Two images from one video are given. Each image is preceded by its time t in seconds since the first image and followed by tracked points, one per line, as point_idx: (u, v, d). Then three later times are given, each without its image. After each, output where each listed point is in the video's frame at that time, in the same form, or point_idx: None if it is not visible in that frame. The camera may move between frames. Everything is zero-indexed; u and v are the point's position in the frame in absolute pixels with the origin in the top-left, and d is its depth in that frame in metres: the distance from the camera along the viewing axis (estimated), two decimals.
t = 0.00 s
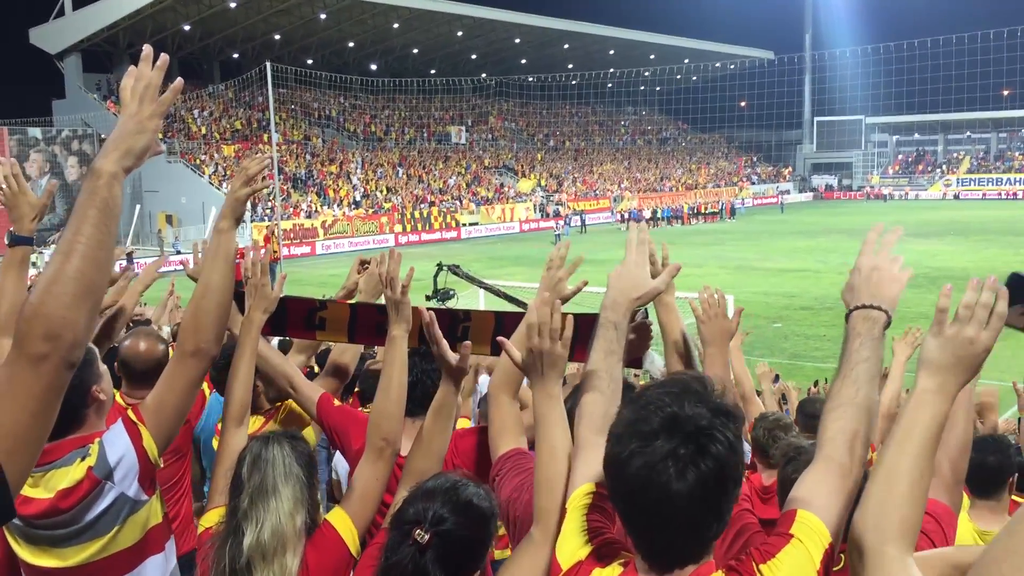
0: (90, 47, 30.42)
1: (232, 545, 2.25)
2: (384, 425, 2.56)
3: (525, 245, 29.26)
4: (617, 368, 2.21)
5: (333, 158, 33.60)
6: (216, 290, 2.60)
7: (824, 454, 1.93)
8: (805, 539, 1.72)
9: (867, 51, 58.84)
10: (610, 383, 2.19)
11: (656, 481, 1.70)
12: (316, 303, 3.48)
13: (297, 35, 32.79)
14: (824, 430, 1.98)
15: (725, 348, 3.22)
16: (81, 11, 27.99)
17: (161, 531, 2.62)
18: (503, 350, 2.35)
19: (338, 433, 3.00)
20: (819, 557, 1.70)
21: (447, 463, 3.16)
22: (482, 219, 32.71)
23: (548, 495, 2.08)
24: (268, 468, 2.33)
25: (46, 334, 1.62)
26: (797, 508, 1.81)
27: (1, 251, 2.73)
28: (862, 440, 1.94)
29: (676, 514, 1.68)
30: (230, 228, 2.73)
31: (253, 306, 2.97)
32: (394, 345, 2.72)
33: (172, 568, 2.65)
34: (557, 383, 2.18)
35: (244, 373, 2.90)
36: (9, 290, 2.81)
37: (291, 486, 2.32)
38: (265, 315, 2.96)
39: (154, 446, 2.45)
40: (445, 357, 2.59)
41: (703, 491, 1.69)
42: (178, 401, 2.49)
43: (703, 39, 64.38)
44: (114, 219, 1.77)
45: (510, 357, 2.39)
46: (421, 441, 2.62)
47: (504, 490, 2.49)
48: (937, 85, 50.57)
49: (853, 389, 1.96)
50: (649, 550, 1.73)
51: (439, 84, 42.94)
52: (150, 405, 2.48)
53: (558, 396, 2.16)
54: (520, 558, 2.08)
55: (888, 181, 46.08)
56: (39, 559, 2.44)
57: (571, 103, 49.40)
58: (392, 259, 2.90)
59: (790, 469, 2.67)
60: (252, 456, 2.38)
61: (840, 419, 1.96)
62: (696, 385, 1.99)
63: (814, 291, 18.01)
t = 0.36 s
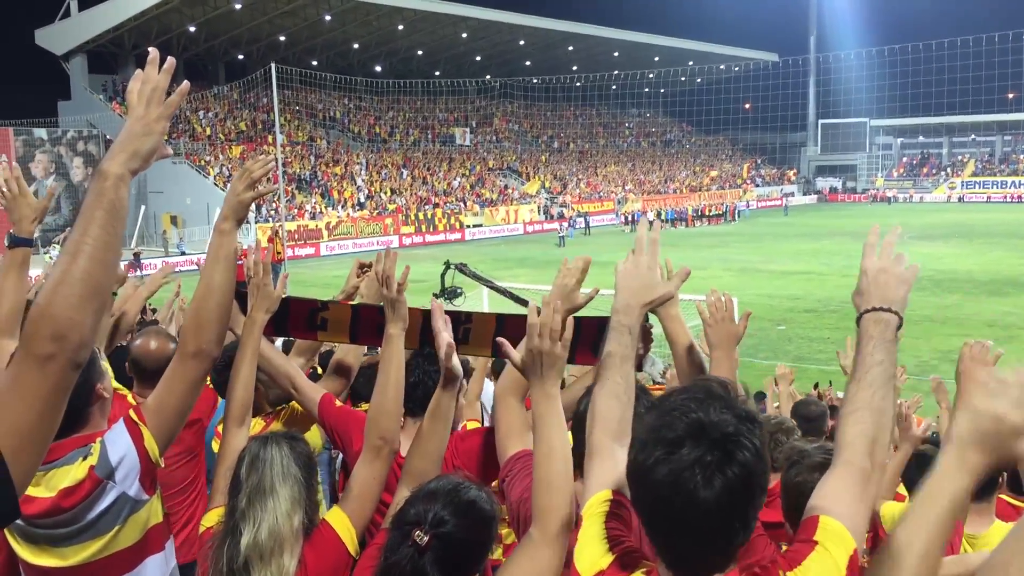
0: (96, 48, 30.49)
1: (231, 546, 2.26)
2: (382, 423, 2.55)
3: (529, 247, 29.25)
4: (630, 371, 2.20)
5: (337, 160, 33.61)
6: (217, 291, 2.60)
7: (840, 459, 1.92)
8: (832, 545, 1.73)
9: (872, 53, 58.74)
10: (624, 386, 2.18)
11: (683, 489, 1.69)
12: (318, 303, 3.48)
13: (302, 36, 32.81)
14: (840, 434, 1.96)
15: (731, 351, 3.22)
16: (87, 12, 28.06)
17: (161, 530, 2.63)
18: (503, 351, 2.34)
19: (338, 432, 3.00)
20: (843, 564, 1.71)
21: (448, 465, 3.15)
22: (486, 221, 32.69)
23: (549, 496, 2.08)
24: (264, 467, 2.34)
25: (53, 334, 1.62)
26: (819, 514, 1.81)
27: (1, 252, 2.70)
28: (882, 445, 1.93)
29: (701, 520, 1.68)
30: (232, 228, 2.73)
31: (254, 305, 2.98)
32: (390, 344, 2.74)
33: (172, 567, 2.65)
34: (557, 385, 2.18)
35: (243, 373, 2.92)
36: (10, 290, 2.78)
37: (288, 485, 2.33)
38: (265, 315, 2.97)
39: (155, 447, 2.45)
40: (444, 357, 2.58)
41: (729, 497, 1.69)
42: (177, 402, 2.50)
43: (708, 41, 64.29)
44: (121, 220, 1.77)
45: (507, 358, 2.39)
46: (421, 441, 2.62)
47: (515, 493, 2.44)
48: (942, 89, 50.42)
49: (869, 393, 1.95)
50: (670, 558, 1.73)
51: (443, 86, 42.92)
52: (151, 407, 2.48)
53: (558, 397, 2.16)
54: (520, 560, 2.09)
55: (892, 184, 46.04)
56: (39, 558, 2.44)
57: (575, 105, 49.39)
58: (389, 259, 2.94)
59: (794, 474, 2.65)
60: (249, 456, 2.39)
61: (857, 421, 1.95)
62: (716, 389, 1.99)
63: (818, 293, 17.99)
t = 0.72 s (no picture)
0: (98, 54, 30.59)
1: (207, 553, 2.25)
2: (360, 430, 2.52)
3: (532, 252, 29.24)
4: (650, 378, 2.16)
5: (339, 166, 33.67)
6: (215, 297, 2.59)
7: (863, 467, 1.89)
8: (860, 552, 1.72)
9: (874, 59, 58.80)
10: (642, 395, 2.13)
11: (718, 504, 1.66)
12: (316, 309, 3.45)
13: (303, 42, 32.90)
14: (863, 443, 1.93)
15: (734, 357, 3.17)
16: (89, 19, 28.17)
17: (159, 534, 2.61)
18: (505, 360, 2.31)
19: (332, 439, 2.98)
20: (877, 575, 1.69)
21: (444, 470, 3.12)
22: (488, 226, 32.72)
23: (549, 504, 2.06)
24: (243, 473, 2.32)
25: (55, 341, 1.60)
26: (847, 523, 1.79)
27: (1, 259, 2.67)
28: (905, 454, 1.90)
29: (733, 533, 1.66)
30: (230, 233, 2.71)
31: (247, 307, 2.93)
32: (370, 349, 2.70)
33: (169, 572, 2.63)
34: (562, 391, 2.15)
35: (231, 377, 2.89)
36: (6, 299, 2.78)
37: (265, 492, 2.30)
38: (256, 318, 2.92)
39: (157, 450, 2.42)
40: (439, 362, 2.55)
41: (762, 513, 1.67)
42: (176, 408, 2.47)
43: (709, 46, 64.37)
44: (124, 228, 1.74)
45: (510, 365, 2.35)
46: (418, 446, 2.60)
47: (510, 502, 2.42)
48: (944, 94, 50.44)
49: (887, 402, 1.92)
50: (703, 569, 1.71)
51: (444, 91, 42.96)
52: (152, 410, 2.45)
53: (559, 403, 2.14)
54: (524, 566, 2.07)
55: (894, 190, 46.02)
56: (38, 563, 2.41)
57: (577, 110, 49.44)
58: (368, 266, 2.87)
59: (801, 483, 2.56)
60: (229, 462, 2.37)
61: (880, 430, 1.91)
62: (740, 397, 1.95)
63: (821, 298, 17.96)
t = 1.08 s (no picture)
0: (96, 50, 30.50)
1: (174, 534, 2.24)
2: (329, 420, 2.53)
3: (529, 250, 29.21)
4: (643, 374, 2.17)
5: (337, 163, 33.59)
6: (212, 294, 2.64)
7: (852, 462, 1.90)
8: (843, 548, 1.73)
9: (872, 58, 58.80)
10: (637, 390, 2.15)
11: (703, 499, 1.68)
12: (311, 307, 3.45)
13: (301, 39, 32.83)
14: (853, 437, 1.94)
15: (730, 355, 3.19)
16: (86, 14, 28.10)
17: (153, 531, 2.60)
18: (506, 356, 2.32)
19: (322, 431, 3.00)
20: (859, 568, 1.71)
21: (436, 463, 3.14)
22: (486, 224, 32.68)
23: (551, 500, 2.06)
24: (214, 459, 2.33)
25: (54, 337, 1.60)
26: (833, 518, 1.80)
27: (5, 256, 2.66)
28: (893, 450, 1.92)
29: (720, 528, 1.67)
30: (224, 231, 2.76)
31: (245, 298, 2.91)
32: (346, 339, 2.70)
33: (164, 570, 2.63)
34: (562, 385, 2.16)
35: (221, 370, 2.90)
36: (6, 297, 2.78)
37: (233, 479, 2.31)
38: (253, 310, 2.91)
39: (154, 446, 2.43)
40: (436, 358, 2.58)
41: (748, 507, 1.68)
42: (174, 402, 2.49)
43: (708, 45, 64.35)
44: (123, 223, 1.75)
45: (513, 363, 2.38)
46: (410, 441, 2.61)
47: (502, 494, 2.43)
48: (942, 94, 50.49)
49: (879, 397, 1.94)
50: (685, 561, 1.72)
51: (443, 89, 42.85)
52: (150, 405, 2.46)
53: (562, 399, 2.14)
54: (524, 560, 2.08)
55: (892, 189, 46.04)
56: (34, 559, 2.41)
57: (575, 108, 49.40)
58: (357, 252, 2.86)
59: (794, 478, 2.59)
60: (202, 449, 2.38)
61: (868, 426, 1.93)
62: (724, 393, 1.96)
63: (818, 297, 17.98)
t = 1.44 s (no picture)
0: (92, 45, 30.47)
1: (197, 538, 2.27)
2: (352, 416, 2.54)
3: (526, 246, 29.22)
4: (618, 370, 2.20)
5: (334, 158, 33.56)
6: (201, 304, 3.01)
7: (824, 454, 1.93)
8: (809, 541, 1.74)
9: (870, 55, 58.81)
10: (611, 380, 2.19)
11: (664, 493, 1.69)
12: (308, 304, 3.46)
13: (298, 35, 32.80)
14: (825, 429, 1.97)
15: (724, 349, 3.20)
16: (81, 9, 28.07)
17: (135, 531, 2.62)
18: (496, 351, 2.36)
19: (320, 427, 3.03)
20: (822, 562, 1.72)
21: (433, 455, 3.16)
22: (482, 220, 32.69)
23: (545, 491, 2.10)
24: (232, 460, 2.36)
25: (47, 328, 1.61)
26: (799, 509, 1.82)
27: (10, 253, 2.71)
28: (865, 441, 1.93)
29: (681, 522, 1.69)
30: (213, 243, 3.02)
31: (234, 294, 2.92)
32: (362, 334, 2.70)
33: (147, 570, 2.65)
34: (554, 381, 2.18)
35: (219, 365, 2.92)
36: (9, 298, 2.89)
37: (252, 478, 2.34)
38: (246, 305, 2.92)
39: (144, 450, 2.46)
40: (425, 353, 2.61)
41: (708, 501, 1.69)
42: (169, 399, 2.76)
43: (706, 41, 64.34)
44: (117, 216, 1.76)
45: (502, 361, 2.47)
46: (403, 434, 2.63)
47: (503, 484, 2.44)
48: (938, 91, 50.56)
49: (853, 388, 1.96)
50: (647, 554, 1.73)
51: (440, 85, 42.79)
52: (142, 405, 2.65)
53: (552, 395, 2.17)
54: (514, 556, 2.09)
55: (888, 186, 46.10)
56: (14, 556, 2.43)
57: (572, 104, 49.39)
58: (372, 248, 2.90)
59: (789, 473, 2.65)
60: (216, 448, 2.41)
61: (839, 418, 1.95)
62: (693, 386, 1.97)
63: (814, 294, 18.02)
